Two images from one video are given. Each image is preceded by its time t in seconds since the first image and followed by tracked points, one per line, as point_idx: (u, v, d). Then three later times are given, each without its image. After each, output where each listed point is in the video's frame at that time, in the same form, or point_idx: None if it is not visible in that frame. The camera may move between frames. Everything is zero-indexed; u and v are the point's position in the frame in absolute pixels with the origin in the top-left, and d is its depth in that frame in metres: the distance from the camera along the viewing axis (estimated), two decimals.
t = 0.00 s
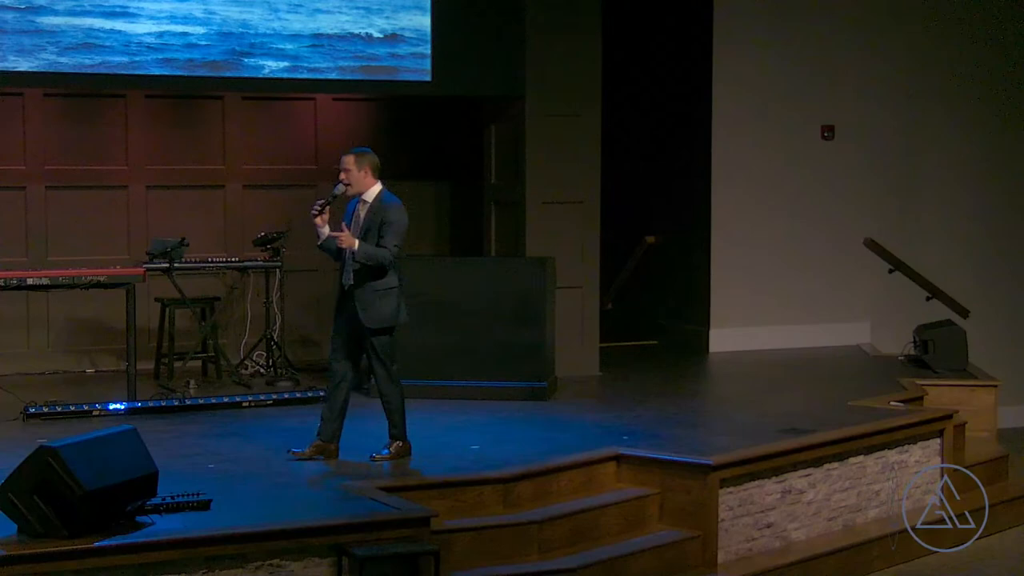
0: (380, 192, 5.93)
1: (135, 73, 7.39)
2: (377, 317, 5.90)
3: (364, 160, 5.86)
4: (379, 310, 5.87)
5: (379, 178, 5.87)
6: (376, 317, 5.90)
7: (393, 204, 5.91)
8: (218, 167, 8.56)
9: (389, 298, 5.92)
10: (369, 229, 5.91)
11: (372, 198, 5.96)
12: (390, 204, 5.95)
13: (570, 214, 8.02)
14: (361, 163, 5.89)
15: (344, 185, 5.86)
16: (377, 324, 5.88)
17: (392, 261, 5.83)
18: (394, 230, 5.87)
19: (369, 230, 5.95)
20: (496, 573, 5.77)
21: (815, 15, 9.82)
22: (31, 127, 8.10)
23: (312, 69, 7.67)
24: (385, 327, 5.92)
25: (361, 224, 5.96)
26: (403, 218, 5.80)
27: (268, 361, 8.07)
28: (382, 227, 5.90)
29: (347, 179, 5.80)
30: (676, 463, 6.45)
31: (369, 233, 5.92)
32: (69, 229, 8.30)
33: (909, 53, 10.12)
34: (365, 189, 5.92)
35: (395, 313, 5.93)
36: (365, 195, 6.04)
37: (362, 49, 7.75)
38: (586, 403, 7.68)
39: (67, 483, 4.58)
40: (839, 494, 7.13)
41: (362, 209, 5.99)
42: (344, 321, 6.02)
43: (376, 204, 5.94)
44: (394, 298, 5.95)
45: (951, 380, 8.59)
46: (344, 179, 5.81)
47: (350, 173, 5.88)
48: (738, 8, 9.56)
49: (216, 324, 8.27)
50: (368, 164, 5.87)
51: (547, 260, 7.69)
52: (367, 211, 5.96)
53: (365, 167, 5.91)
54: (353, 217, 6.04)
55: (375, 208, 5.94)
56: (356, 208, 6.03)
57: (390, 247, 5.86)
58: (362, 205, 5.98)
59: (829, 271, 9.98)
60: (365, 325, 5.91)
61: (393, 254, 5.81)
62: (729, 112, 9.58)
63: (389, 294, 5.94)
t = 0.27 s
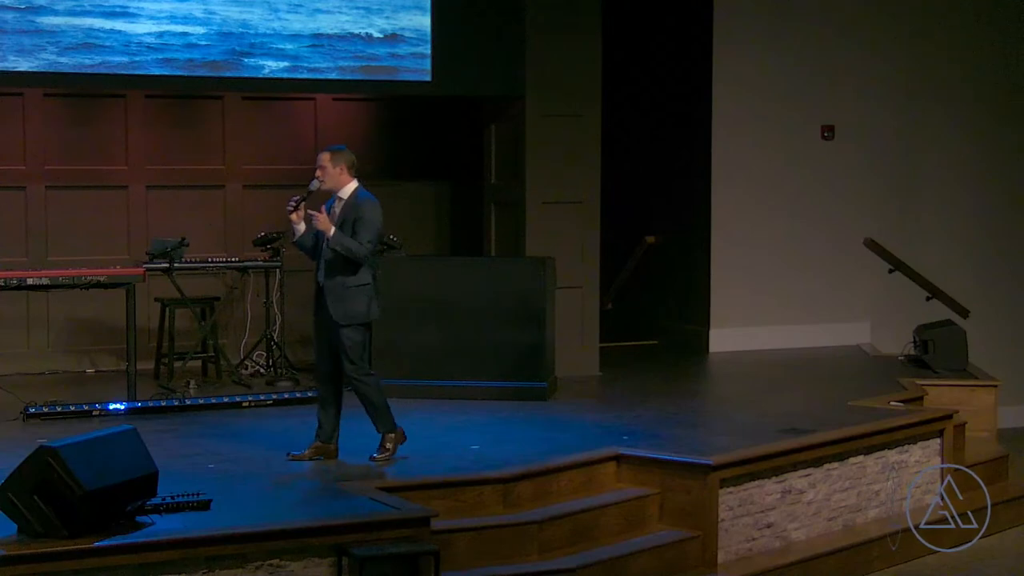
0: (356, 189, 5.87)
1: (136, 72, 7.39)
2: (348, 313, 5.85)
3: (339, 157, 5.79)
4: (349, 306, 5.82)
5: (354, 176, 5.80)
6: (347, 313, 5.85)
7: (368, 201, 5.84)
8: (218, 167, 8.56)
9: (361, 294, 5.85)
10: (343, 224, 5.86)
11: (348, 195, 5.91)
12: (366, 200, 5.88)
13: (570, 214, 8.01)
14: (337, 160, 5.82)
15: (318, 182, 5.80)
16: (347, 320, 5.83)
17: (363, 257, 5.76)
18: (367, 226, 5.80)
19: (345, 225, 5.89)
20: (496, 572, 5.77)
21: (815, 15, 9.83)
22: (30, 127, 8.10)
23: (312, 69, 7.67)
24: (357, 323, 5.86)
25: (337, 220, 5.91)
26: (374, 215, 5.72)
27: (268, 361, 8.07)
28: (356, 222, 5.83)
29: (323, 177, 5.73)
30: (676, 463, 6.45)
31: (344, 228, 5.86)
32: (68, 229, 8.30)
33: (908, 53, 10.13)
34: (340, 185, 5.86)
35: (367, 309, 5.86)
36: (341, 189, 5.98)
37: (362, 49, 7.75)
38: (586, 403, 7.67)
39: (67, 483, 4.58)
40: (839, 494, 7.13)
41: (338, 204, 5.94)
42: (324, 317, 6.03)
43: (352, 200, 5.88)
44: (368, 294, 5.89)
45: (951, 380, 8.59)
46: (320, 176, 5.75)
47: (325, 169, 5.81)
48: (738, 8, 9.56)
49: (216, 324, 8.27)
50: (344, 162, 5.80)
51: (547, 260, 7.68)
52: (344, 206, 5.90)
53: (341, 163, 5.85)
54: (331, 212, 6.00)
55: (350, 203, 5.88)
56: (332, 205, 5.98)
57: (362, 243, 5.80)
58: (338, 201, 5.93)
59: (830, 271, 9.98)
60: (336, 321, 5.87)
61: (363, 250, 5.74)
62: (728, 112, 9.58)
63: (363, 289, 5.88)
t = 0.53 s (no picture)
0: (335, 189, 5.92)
1: (136, 72, 7.40)
2: (329, 312, 5.82)
3: (317, 158, 5.88)
4: (329, 305, 5.79)
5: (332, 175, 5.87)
6: (327, 313, 5.81)
7: (347, 200, 5.88)
8: (219, 167, 8.56)
9: (342, 293, 5.83)
10: (322, 226, 5.88)
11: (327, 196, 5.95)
12: (345, 200, 5.91)
13: (570, 214, 8.00)
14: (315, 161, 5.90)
15: (298, 184, 5.86)
16: (326, 319, 5.79)
17: (341, 255, 5.77)
18: (346, 225, 5.82)
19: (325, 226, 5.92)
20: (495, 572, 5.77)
21: (815, 15, 9.83)
22: (31, 127, 8.10)
23: (312, 69, 7.67)
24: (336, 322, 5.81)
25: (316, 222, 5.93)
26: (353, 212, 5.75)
27: (269, 361, 8.07)
28: (335, 222, 5.86)
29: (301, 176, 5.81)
30: (676, 463, 6.45)
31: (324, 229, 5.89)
32: (68, 229, 8.29)
33: (909, 53, 10.12)
34: (319, 186, 5.92)
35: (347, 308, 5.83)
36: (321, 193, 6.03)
37: (362, 49, 7.75)
38: (586, 403, 7.67)
39: (67, 483, 4.58)
40: (839, 494, 7.14)
41: (318, 206, 5.98)
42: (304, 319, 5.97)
43: (332, 201, 5.92)
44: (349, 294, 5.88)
45: (951, 380, 8.59)
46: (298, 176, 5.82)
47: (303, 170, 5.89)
48: (738, 8, 9.56)
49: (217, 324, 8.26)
50: (322, 162, 5.88)
51: (547, 260, 7.68)
52: (323, 207, 5.94)
53: (319, 165, 5.92)
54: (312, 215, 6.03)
55: (330, 203, 5.91)
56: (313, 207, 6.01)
57: (341, 242, 5.82)
58: (319, 203, 5.97)
59: (830, 271, 9.98)
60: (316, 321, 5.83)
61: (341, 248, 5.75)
62: (729, 113, 9.59)
63: (343, 289, 5.86)
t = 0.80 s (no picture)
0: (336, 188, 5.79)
1: (158, 73, 7.43)
2: (333, 315, 5.75)
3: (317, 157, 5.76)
4: (335, 308, 5.72)
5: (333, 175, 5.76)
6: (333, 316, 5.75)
7: (347, 200, 5.77)
8: (241, 167, 8.57)
9: (347, 294, 5.76)
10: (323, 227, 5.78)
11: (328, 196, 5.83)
12: (345, 200, 5.80)
13: (590, 214, 7.99)
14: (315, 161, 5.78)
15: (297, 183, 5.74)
16: (332, 322, 5.73)
17: (344, 258, 5.68)
18: (346, 226, 5.72)
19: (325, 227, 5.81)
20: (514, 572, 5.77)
21: (837, 14, 9.79)
22: (53, 127, 8.14)
23: (333, 69, 7.67)
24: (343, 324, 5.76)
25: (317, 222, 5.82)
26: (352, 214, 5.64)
27: (290, 361, 8.08)
28: (335, 224, 5.76)
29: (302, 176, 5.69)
30: (696, 463, 6.44)
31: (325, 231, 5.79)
32: (89, 229, 8.31)
33: (931, 53, 10.06)
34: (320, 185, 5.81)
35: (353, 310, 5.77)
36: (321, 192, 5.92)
37: (382, 49, 7.75)
38: (606, 403, 7.66)
39: (90, 483, 4.60)
40: (861, 495, 7.10)
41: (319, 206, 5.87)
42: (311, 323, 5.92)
43: (332, 200, 5.81)
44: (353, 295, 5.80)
45: (973, 380, 8.53)
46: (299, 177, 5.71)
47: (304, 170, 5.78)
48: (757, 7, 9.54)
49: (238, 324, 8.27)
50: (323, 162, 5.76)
51: (567, 260, 7.65)
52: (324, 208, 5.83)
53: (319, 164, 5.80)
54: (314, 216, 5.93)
55: (330, 204, 5.80)
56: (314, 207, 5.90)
57: (343, 244, 5.72)
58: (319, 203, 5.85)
59: (851, 271, 9.94)
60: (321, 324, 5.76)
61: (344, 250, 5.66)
62: (749, 112, 9.56)
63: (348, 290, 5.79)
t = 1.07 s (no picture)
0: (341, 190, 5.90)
1: (180, 73, 7.46)
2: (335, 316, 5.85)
3: (324, 159, 5.86)
4: (336, 310, 5.82)
5: (339, 176, 5.86)
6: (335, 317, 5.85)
7: (351, 203, 5.85)
8: (263, 167, 8.58)
9: (349, 296, 5.86)
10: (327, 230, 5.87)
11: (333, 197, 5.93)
12: (350, 202, 5.89)
13: (612, 214, 7.97)
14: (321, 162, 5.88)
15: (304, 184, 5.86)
16: (334, 323, 5.83)
17: (347, 261, 5.77)
18: (348, 229, 5.81)
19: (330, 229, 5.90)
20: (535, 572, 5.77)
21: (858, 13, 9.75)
22: (76, 127, 8.17)
23: (355, 69, 7.68)
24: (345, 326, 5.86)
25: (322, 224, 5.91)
26: (355, 217, 5.72)
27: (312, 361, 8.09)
28: (339, 226, 5.84)
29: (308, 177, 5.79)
30: (718, 463, 6.41)
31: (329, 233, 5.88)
32: (112, 229, 8.33)
33: (953, 51, 10.01)
34: (325, 187, 5.91)
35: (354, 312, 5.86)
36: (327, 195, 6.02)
37: (403, 49, 7.76)
38: (628, 402, 7.65)
39: (112, 481, 4.61)
40: (883, 495, 7.09)
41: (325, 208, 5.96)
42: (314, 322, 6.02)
43: (337, 202, 5.90)
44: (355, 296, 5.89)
45: (995, 381, 8.49)
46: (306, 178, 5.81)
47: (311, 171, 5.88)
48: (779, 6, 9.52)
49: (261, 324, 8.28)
50: (330, 163, 5.86)
51: (588, 260, 7.64)
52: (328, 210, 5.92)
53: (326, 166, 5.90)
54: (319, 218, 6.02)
55: (335, 206, 5.89)
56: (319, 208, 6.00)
57: (346, 247, 5.81)
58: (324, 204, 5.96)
59: (872, 271, 9.90)
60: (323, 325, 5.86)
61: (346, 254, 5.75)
62: (769, 112, 9.54)
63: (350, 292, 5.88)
